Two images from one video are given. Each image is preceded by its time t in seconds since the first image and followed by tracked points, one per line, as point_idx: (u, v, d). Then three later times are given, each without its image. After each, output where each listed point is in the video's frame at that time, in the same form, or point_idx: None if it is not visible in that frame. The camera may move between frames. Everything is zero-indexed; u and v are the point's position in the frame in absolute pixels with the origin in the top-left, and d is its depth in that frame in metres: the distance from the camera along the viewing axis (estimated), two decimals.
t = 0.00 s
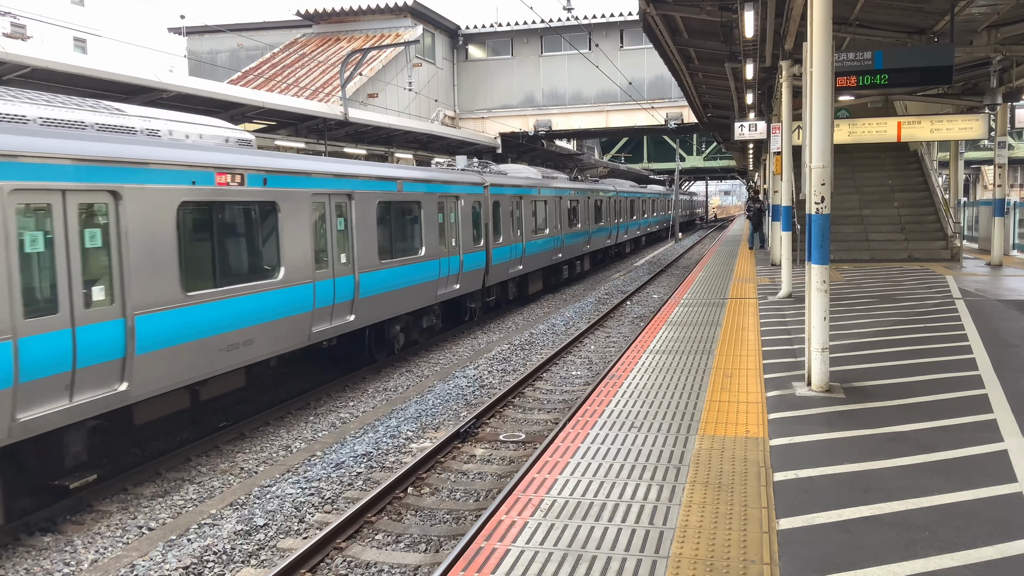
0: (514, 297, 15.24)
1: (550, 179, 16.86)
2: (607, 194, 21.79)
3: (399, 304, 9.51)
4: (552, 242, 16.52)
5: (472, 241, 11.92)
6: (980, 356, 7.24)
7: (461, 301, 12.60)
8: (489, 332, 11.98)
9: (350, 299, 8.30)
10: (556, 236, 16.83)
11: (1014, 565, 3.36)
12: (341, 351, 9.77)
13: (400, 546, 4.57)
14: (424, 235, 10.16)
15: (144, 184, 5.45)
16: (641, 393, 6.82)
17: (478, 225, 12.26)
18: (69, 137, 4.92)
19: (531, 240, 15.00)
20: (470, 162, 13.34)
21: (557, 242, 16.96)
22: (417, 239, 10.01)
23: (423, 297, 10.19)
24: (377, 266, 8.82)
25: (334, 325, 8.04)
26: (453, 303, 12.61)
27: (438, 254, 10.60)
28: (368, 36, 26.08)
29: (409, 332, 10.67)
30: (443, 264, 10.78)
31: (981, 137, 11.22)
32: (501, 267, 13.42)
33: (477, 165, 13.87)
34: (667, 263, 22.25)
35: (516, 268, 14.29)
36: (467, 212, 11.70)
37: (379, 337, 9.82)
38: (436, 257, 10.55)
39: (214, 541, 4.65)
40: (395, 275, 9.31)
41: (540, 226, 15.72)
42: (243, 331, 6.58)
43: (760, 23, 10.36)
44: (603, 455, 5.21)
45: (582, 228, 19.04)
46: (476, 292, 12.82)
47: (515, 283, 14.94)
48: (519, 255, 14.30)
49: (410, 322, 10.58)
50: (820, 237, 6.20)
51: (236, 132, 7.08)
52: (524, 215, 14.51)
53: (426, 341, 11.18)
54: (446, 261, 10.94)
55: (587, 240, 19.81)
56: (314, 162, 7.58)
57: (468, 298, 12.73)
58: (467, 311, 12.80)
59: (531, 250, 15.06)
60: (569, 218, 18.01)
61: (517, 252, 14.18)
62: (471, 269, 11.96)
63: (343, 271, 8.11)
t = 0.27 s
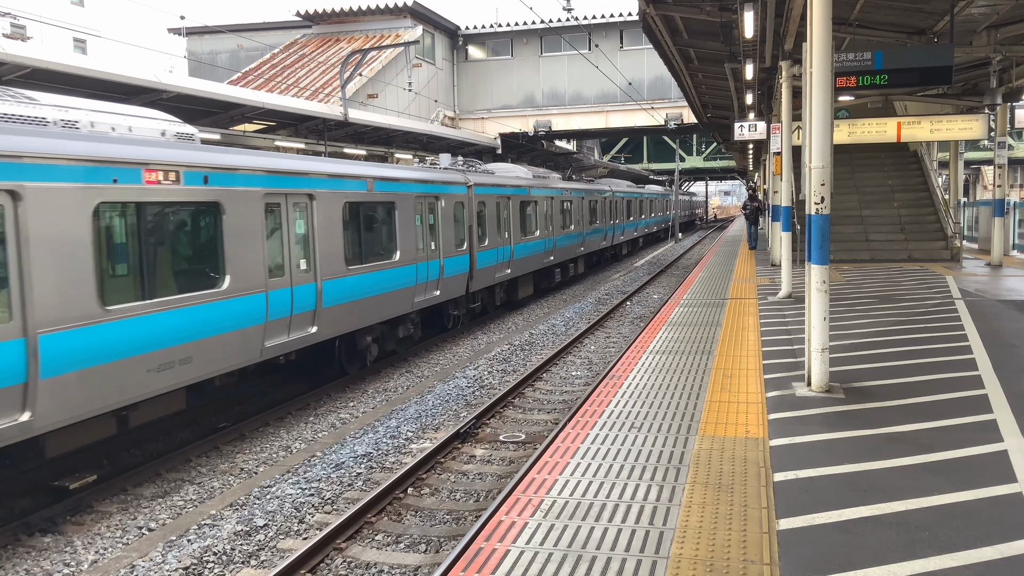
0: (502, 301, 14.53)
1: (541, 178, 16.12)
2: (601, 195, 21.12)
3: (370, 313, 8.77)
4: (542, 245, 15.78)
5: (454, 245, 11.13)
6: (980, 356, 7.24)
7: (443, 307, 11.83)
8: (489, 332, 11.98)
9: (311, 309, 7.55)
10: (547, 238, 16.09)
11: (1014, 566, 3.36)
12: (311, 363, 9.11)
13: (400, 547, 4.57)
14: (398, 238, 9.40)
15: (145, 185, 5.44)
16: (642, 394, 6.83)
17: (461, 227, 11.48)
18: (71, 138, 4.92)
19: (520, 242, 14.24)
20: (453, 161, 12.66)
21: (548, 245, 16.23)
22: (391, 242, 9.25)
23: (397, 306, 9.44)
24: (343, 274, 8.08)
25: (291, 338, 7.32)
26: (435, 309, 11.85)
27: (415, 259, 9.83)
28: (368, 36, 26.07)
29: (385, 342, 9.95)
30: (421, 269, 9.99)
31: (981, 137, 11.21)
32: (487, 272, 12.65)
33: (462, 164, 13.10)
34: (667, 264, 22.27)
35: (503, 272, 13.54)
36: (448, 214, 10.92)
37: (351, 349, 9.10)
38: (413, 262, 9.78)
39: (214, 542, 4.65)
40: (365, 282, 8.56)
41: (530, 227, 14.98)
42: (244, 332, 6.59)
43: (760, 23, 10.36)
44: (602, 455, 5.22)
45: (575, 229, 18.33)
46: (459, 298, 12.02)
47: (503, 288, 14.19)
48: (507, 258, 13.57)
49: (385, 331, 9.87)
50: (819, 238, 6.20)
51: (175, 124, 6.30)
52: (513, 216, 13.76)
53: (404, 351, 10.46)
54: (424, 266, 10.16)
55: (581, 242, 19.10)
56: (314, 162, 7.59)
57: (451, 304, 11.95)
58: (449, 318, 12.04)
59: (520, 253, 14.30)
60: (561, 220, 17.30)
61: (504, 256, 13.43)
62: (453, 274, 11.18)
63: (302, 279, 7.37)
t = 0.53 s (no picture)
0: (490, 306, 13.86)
1: (531, 178, 15.41)
2: (597, 196, 20.50)
3: (337, 322, 8.04)
4: (533, 248, 15.09)
5: (434, 248, 10.37)
6: (980, 356, 7.25)
7: (423, 314, 11.13)
8: (489, 332, 11.98)
9: (265, 321, 6.83)
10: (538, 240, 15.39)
11: (1013, 566, 3.36)
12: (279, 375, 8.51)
13: (400, 547, 4.57)
14: (371, 241, 8.64)
15: (145, 185, 5.45)
16: (641, 394, 6.83)
17: (442, 230, 10.72)
18: (68, 138, 4.92)
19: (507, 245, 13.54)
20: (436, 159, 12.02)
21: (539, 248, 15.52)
22: (362, 246, 8.51)
23: (369, 314, 8.73)
24: (304, 282, 7.36)
25: (241, 354, 6.61)
26: (415, 317, 11.15)
27: (388, 265, 9.07)
28: (367, 37, 26.06)
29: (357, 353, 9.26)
30: (395, 275, 9.24)
31: (980, 137, 11.21)
32: (471, 277, 11.93)
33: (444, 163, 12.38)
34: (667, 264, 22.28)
35: (488, 277, 12.82)
36: (428, 214, 10.16)
37: (317, 362, 8.42)
38: (386, 267, 9.02)
39: (214, 543, 4.65)
40: (332, 290, 7.89)
41: (518, 230, 14.27)
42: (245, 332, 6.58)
43: (759, 23, 10.36)
44: (602, 455, 5.22)
45: (568, 231, 17.66)
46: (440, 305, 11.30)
47: (490, 293, 13.49)
48: (493, 262, 12.88)
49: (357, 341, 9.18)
50: (819, 238, 6.20)
51: (100, 116, 5.71)
52: (500, 218, 13.06)
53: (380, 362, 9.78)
54: (399, 272, 9.41)
55: (574, 244, 18.43)
56: (314, 163, 7.58)
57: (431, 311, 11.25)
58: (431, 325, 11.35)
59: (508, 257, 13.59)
60: (553, 221, 16.64)
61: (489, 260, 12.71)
62: (433, 280, 10.43)
63: (253, 288, 6.65)
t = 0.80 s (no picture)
0: (476, 311, 13.25)
1: (519, 177, 14.73)
2: (592, 196, 19.96)
3: (317, 330, 7.66)
4: (522, 250, 14.43)
5: (410, 252, 9.67)
6: (979, 356, 7.25)
7: (400, 323, 10.50)
8: (488, 333, 11.98)
9: (209, 336, 6.15)
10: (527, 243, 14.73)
11: (1013, 567, 3.35)
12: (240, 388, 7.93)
13: (399, 547, 4.57)
14: (336, 245, 7.95)
15: (146, 185, 5.43)
16: (641, 394, 6.82)
17: (420, 232, 10.04)
18: (69, 138, 4.91)
19: (493, 249, 12.86)
20: (417, 157, 11.41)
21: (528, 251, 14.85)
22: (326, 251, 7.82)
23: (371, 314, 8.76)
24: (256, 291, 6.67)
25: (238, 355, 6.53)
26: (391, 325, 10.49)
27: (357, 271, 8.38)
28: (367, 37, 26.06)
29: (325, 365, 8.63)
30: (366, 281, 8.55)
31: (980, 138, 11.21)
32: (452, 283, 11.25)
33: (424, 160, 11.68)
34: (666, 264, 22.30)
35: (472, 282, 12.13)
36: (403, 216, 9.47)
37: (277, 378, 7.76)
38: (355, 274, 8.33)
39: (213, 543, 4.64)
40: (294, 298, 7.22)
41: (506, 232, 13.59)
42: (245, 333, 6.58)
43: (759, 23, 10.35)
44: (601, 455, 5.22)
45: (561, 233, 17.03)
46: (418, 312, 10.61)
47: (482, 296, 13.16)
48: (477, 266, 12.21)
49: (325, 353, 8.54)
50: (818, 238, 6.20)
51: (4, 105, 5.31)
52: (485, 219, 12.39)
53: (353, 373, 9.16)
54: (371, 278, 8.72)
55: (568, 246, 17.83)
56: (313, 163, 7.57)
57: (409, 319, 10.60)
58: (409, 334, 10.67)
59: (494, 260, 12.92)
60: (545, 223, 15.96)
61: (473, 264, 12.03)
62: (410, 286, 9.74)
63: (193, 299, 5.94)
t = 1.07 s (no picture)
0: (462, 317, 12.61)
1: (506, 176, 14.02)
2: (585, 196, 19.50)
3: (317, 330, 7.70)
4: (509, 253, 13.75)
5: (383, 256, 8.99)
6: (978, 356, 7.25)
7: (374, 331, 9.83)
8: (488, 333, 11.99)
9: (142, 353, 5.47)
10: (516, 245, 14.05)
11: (1011, 566, 3.36)
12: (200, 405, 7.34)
13: (399, 547, 4.58)
14: (297, 250, 7.27)
15: (146, 185, 5.43)
16: (640, 394, 6.82)
17: (395, 235, 9.36)
18: (68, 139, 4.90)
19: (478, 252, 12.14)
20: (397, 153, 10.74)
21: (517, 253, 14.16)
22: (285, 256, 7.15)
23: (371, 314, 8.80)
24: (199, 301, 5.99)
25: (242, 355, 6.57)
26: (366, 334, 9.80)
27: (321, 277, 7.70)
28: (366, 37, 26.05)
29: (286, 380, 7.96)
30: (332, 289, 7.88)
31: (978, 138, 11.22)
32: (433, 288, 10.54)
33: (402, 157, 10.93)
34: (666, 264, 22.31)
35: (456, 287, 11.42)
36: (376, 217, 8.81)
37: (231, 396, 7.10)
38: (319, 281, 7.65)
39: (212, 543, 4.65)
40: (249, 309, 6.59)
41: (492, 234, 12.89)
42: (245, 333, 6.58)
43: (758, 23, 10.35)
44: (600, 455, 5.22)
45: (552, 234, 16.39)
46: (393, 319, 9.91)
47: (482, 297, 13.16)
48: (460, 269, 11.48)
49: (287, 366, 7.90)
50: (817, 237, 6.19)
51: None
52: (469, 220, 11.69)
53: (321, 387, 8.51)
54: (338, 285, 8.05)
55: (560, 248, 17.25)
56: (312, 163, 7.57)
57: (383, 327, 9.90)
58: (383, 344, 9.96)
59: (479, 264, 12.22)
60: (535, 224, 15.30)
61: (456, 268, 11.33)
62: (384, 293, 9.07)
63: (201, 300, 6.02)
